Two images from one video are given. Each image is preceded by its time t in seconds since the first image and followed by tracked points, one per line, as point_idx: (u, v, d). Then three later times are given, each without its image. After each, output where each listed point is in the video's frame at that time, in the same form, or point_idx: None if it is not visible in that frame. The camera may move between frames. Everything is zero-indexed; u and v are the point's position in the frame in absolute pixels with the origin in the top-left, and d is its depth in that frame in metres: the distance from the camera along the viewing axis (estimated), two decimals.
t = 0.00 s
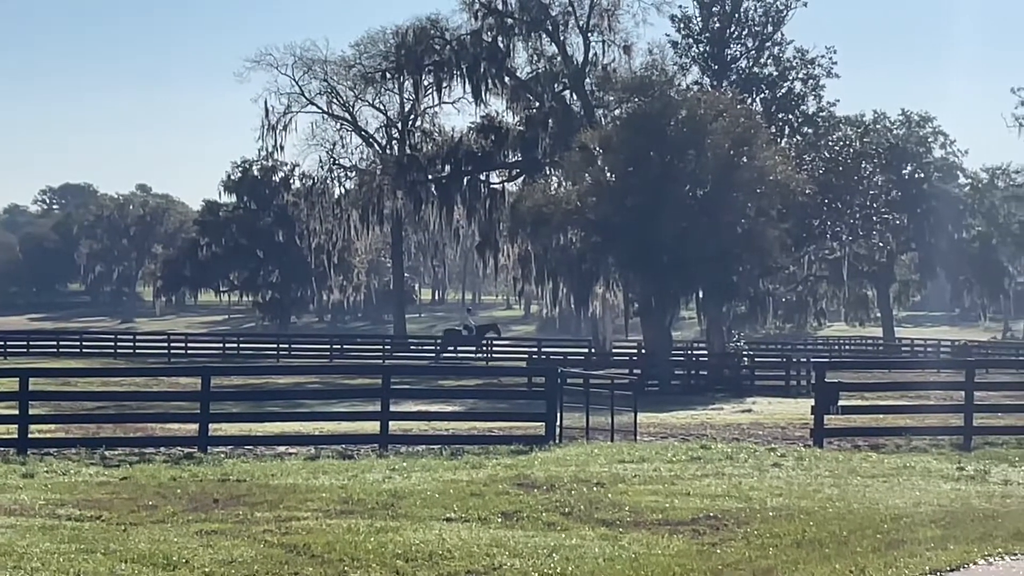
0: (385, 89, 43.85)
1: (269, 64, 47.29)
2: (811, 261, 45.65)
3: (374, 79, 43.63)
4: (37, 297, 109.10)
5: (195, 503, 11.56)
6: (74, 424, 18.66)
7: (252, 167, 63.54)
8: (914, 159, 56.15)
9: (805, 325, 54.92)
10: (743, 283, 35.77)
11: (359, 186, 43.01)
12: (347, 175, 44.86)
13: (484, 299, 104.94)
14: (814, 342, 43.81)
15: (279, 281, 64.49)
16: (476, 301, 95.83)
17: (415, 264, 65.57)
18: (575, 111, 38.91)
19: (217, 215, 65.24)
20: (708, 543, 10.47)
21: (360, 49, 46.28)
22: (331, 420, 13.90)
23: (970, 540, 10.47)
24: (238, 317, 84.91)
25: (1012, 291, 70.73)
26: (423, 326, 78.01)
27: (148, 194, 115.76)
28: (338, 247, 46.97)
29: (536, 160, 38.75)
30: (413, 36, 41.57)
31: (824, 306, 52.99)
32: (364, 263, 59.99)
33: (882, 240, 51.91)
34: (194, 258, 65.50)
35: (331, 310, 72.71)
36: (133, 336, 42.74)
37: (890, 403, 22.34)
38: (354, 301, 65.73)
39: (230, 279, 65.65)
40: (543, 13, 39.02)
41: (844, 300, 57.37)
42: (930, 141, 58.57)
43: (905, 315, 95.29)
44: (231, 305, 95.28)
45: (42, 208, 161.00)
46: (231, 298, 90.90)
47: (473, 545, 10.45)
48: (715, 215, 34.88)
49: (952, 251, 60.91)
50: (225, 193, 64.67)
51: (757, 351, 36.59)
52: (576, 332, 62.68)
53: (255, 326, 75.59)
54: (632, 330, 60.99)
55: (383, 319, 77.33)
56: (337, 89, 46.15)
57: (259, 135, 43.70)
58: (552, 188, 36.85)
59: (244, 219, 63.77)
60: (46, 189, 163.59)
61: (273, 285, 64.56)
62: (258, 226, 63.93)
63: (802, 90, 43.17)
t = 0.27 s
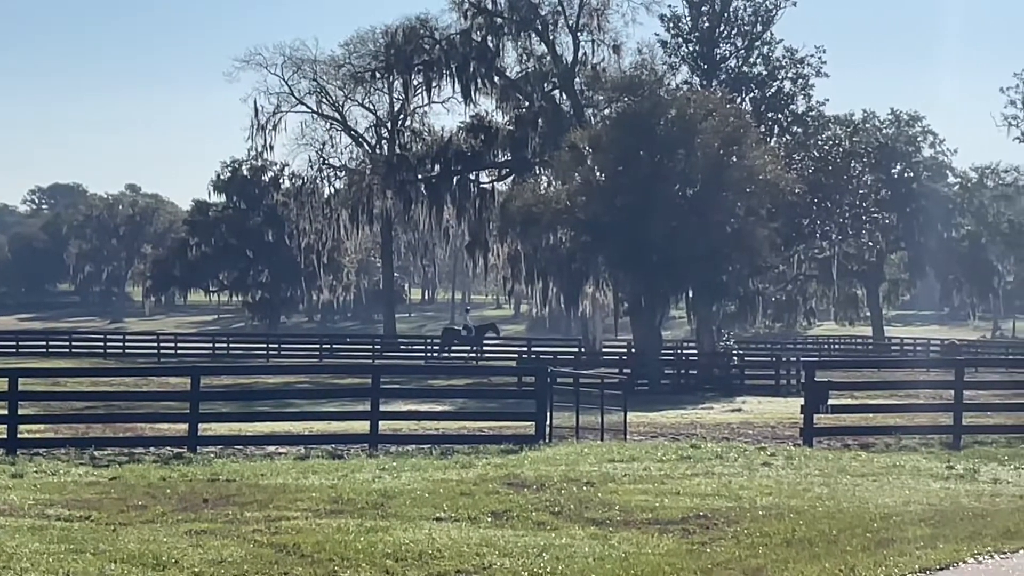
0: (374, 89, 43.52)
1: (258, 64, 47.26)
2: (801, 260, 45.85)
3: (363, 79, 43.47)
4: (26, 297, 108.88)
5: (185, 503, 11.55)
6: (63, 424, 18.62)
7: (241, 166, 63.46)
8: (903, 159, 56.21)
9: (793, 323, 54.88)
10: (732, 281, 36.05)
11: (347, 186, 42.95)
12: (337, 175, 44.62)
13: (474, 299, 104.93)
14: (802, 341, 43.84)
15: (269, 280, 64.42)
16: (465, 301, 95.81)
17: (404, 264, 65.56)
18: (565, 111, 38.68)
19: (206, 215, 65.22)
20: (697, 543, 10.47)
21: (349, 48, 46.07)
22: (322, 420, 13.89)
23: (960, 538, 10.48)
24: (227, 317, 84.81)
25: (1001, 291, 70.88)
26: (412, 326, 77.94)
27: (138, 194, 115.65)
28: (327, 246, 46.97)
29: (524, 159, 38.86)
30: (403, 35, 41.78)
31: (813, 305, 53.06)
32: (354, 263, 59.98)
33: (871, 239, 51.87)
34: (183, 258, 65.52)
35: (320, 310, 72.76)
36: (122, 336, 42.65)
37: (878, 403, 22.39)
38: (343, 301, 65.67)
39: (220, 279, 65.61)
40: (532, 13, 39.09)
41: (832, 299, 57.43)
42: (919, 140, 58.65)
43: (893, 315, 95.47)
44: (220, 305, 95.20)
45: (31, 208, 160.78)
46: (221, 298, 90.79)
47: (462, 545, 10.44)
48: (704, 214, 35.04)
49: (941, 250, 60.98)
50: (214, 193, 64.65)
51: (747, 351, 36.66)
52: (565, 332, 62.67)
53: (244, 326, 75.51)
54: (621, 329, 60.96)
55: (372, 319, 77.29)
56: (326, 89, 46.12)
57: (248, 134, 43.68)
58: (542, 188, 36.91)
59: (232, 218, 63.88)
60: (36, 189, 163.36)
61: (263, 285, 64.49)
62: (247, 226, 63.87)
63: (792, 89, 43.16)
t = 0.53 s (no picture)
0: (363, 89, 43.52)
1: (246, 64, 47.20)
2: (789, 260, 46.46)
3: (352, 78, 43.43)
4: (14, 297, 108.44)
5: (173, 504, 11.54)
6: (51, 425, 18.58)
7: (230, 166, 63.42)
8: (892, 158, 56.33)
9: (783, 324, 54.78)
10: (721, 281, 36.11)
11: (335, 186, 42.71)
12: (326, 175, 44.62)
13: (461, 298, 104.95)
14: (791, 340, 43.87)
15: (258, 280, 64.32)
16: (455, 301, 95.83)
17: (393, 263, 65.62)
18: (553, 110, 38.73)
19: (195, 215, 65.19)
20: (686, 543, 10.47)
21: (339, 48, 46.36)
22: (311, 419, 13.88)
23: (948, 537, 10.47)
24: (217, 318, 84.74)
25: (990, 291, 70.99)
26: (402, 326, 77.90)
27: (128, 193, 115.57)
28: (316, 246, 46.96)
29: (514, 159, 38.88)
30: (391, 36, 41.57)
31: (802, 305, 53.08)
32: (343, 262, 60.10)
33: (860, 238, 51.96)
34: (172, 258, 65.52)
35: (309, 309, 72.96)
36: (111, 337, 42.55)
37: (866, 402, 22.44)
38: (333, 301, 65.64)
39: (209, 279, 65.59)
40: (521, 13, 39.12)
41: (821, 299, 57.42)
42: (908, 140, 58.69)
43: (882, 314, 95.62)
44: (209, 305, 95.11)
45: (20, 208, 160.65)
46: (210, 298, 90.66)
47: (451, 544, 10.44)
48: (693, 214, 35.32)
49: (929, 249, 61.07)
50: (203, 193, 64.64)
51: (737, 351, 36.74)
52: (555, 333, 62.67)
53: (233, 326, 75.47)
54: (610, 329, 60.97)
55: (361, 318, 77.25)
56: (314, 88, 46.20)
57: (238, 134, 43.68)
58: (530, 189, 37.18)
59: (221, 219, 63.84)
60: (25, 189, 163.15)
61: (252, 285, 64.41)
62: (236, 225, 63.79)
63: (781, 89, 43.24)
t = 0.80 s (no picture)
0: (352, 88, 43.68)
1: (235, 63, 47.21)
2: (777, 259, 46.57)
3: (341, 78, 43.46)
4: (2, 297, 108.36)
5: (161, 504, 11.54)
6: (38, 425, 18.56)
7: (219, 166, 63.49)
8: (881, 158, 56.45)
9: (771, 323, 54.73)
10: (710, 281, 36.10)
11: (325, 185, 42.94)
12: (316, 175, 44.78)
13: (450, 298, 104.98)
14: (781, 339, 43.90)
15: (246, 280, 64.27)
16: (444, 301, 95.82)
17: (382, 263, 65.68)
18: (542, 109, 38.92)
19: (184, 214, 65.17)
20: (673, 541, 10.47)
21: (327, 48, 46.54)
22: (300, 419, 13.90)
23: (935, 536, 10.48)
24: (206, 317, 84.68)
25: (978, 290, 71.12)
26: (392, 326, 77.90)
27: (117, 193, 115.45)
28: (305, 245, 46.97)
29: (502, 158, 38.87)
30: (379, 35, 41.64)
31: (791, 303, 53.10)
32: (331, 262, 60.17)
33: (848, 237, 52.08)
34: (161, 257, 65.48)
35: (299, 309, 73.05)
36: (100, 337, 42.44)
37: (853, 401, 22.53)
38: (321, 300, 65.70)
39: (197, 278, 65.58)
40: (509, 13, 39.15)
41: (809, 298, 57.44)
42: (896, 139, 58.70)
43: (872, 312, 95.87)
44: (197, 305, 95.03)
45: (9, 207, 160.53)
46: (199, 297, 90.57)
47: (439, 543, 10.43)
48: (681, 213, 35.42)
49: (918, 248, 61.17)
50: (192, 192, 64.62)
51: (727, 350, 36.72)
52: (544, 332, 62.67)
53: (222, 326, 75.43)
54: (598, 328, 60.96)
55: (351, 318, 77.26)
56: (303, 88, 46.27)
57: (226, 134, 43.67)
58: (519, 188, 37.19)
59: (210, 218, 63.85)
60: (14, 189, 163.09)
61: (240, 284, 64.37)
62: (225, 225, 63.79)
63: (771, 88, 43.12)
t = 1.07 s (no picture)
0: (340, 87, 43.68)
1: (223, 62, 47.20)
2: (766, 258, 46.60)
3: (329, 77, 43.42)
4: None
5: (149, 503, 11.53)
6: (26, 424, 18.54)
7: (208, 165, 63.52)
8: (870, 157, 56.60)
9: (760, 322, 54.72)
10: (699, 280, 36.26)
11: (313, 184, 42.67)
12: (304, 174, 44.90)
13: (439, 298, 105.06)
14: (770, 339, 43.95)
15: (235, 280, 64.27)
16: (433, 299, 95.94)
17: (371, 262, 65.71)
18: (531, 109, 38.96)
19: (173, 214, 65.16)
20: (661, 540, 10.46)
21: (316, 47, 46.47)
22: (288, 419, 13.92)
23: (922, 534, 10.46)
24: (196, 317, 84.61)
25: (966, 289, 71.29)
26: (382, 325, 77.92)
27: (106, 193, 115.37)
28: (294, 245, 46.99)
29: (491, 158, 38.97)
30: (368, 34, 41.62)
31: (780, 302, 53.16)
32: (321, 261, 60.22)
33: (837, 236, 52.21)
34: (150, 257, 65.48)
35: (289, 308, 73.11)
36: (89, 336, 42.34)
37: (840, 400, 22.61)
38: (310, 300, 65.77)
39: (186, 278, 65.57)
40: (498, 11, 39.14)
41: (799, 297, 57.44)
42: (885, 138, 58.79)
43: (861, 312, 96.04)
44: (186, 304, 94.94)
45: None
46: (189, 297, 90.51)
47: (427, 542, 10.40)
48: (670, 212, 35.51)
49: (907, 248, 61.26)
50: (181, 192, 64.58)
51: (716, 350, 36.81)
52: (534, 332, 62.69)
53: (211, 325, 75.37)
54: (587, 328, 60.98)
55: (340, 317, 77.27)
56: (292, 88, 46.30)
57: (215, 133, 43.65)
58: (508, 187, 37.25)
59: (199, 217, 63.75)
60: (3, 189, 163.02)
61: (229, 284, 64.36)
62: (214, 224, 63.80)
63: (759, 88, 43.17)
